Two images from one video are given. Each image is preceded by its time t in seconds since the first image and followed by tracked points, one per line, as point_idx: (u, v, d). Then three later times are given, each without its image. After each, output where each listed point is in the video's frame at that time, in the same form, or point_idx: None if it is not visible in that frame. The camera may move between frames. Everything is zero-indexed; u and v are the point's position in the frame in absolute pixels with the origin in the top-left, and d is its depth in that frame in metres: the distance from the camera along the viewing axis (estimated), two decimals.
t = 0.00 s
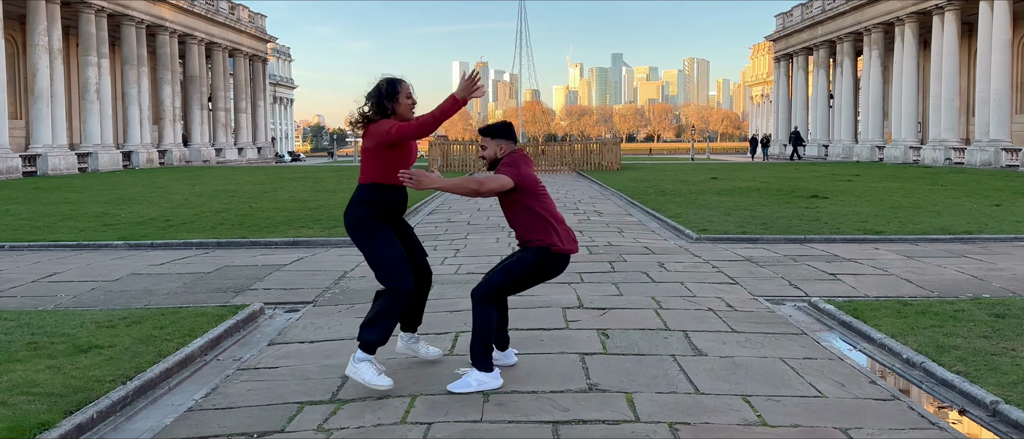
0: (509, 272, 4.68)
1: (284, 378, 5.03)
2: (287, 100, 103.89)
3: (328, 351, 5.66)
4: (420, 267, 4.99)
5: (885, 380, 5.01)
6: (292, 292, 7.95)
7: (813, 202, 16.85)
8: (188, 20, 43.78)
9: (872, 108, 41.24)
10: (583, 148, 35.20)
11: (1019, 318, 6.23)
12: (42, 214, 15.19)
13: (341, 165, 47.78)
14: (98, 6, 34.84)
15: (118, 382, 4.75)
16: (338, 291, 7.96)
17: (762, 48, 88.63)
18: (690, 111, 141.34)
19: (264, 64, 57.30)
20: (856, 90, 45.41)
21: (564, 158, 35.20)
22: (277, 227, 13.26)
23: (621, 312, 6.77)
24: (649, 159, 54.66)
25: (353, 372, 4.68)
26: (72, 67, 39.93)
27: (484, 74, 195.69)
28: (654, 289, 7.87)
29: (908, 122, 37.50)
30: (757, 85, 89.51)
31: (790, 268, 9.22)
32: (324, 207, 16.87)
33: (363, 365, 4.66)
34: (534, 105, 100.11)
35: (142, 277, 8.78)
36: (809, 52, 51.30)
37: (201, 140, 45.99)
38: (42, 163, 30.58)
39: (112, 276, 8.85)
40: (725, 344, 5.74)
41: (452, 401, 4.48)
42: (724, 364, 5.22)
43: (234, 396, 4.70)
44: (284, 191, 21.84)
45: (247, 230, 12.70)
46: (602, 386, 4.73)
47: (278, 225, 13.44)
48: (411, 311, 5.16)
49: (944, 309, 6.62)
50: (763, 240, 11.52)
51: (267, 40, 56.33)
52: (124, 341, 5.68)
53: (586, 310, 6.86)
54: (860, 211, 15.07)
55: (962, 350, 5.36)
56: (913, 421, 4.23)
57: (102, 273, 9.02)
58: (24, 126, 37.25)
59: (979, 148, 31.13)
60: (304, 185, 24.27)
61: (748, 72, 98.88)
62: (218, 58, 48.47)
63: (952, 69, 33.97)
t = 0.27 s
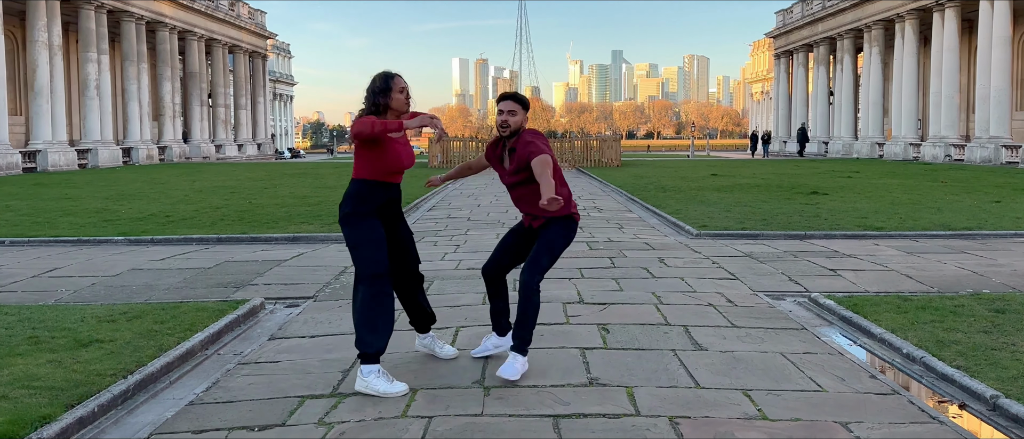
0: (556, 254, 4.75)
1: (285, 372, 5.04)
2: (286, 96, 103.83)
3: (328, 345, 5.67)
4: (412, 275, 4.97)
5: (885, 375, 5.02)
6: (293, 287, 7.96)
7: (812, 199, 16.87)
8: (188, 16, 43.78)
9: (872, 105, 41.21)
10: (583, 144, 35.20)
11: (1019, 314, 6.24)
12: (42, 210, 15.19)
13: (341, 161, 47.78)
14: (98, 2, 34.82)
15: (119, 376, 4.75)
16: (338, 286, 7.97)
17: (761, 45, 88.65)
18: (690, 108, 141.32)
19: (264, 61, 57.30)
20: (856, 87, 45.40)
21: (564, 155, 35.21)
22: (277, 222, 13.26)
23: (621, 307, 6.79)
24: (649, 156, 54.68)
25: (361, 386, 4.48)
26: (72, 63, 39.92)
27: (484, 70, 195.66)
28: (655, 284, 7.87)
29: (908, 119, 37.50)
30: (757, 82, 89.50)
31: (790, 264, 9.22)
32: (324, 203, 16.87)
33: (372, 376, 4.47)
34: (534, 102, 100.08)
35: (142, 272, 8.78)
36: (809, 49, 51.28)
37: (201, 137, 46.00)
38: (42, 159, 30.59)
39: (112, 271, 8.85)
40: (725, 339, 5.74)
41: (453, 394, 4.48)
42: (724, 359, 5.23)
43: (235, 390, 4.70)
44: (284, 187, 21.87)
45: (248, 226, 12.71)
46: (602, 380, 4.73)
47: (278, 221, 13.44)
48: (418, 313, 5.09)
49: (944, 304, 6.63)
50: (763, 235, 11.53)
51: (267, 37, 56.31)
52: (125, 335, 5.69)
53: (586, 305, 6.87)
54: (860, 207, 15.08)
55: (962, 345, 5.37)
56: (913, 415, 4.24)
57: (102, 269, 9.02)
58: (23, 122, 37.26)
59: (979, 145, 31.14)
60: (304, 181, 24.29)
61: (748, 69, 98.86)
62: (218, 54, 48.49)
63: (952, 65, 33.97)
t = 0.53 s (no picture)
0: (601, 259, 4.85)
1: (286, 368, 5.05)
2: (286, 92, 103.72)
3: (329, 341, 5.68)
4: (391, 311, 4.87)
5: (885, 371, 5.03)
6: (293, 283, 7.97)
7: (812, 195, 16.88)
8: (188, 12, 43.73)
9: (873, 101, 41.14)
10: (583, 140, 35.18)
11: (1019, 310, 6.24)
12: (42, 206, 15.19)
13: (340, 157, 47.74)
14: None
15: (120, 373, 4.76)
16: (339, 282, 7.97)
17: (761, 41, 88.55)
18: (690, 104, 141.22)
19: (264, 56, 57.23)
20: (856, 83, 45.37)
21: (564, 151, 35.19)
22: (278, 218, 13.27)
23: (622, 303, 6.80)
24: (649, 152, 54.66)
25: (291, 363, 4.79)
26: (71, 58, 39.89)
27: (484, 66, 195.46)
28: (655, 281, 7.88)
29: (908, 115, 37.47)
30: (757, 78, 89.42)
31: (790, 261, 9.22)
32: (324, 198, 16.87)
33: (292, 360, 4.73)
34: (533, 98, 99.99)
35: (143, 268, 8.79)
36: (809, 45, 51.23)
37: (200, 132, 45.97)
38: (42, 154, 30.59)
39: (112, 267, 8.85)
40: (726, 336, 5.75)
41: (453, 391, 4.49)
42: (724, 355, 5.23)
43: (236, 386, 4.71)
44: (284, 183, 21.86)
45: (248, 222, 12.72)
46: (601, 376, 4.74)
47: (279, 217, 13.45)
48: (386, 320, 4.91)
49: (944, 301, 6.64)
50: (763, 232, 11.54)
51: (266, 32, 56.25)
52: (126, 332, 5.69)
53: (586, 301, 6.88)
54: (860, 204, 15.09)
55: (962, 342, 5.38)
56: (912, 411, 4.25)
57: (103, 264, 9.03)
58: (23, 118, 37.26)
59: (979, 141, 31.12)
60: (304, 177, 24.28)
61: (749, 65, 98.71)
62: (218, 49, 48.46)
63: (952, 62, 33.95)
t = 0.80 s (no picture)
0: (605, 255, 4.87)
1: (287, 364, 5.05)
2: (285, 86, 103.58)
3: (329, 338, 5.68)
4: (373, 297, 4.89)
5: (885, 368, 5.03)
6: (293, 279, 7.97)
7: (812, 191, 16.87)
8: (187, 6, 43.64)
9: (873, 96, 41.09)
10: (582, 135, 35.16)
11: (1018, 307, 6.25)
12: (42, 201, 15.19)
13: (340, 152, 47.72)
14: None
15: (121, 369, 4.76)
16: (339, 278, 7.97)
17: (762, 36, 88.45)
18: (690, 100, 141.13)
19: (263, 51, 57.16)
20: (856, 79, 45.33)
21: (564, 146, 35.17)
22: (278, 214, 13.27)
23: (622, 300, 6.80)
24: (648, 147, 54.65)
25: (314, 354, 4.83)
26: (70, 53, 39.86)
27: (484, 61, 195.22)
28: (655, 277, 7.89)
29: (908, 111, 37.46)
30: (757, 73, 89.39)
31: (790, 257, 9.23)
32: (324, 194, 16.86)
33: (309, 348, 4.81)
34: (533, 93, 99.90)
35: (143, 264, 8.80)
36: (810, 40, 51.18)
37: (200, 127, 45.95)
38: (42, 149, 30.58)
39: (113, 263, 8.86)
40: (725, 332, 5.75)
41: (454, 388, 4.49)
42: (724, 352, 5.24)
43: (236, 383, 4.71)
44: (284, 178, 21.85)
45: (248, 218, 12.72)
46: (601, 373, 4.74)
47: (279, 213, 13.44)
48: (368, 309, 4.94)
49: (944, 298, 6.65)
50: (763, 228, 11.53)
51: (266, 27, 56.17)
52: (126, 328, 5.69)
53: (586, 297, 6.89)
54: (859, 200, 15.09)
55: (962, 339, 5.38)
56: (912, 409, 4.25)
57: (103, 260, 9.03)
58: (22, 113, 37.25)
59: (979, 137, 31.13)
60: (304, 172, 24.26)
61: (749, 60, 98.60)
62: (217, 44, 48.41)
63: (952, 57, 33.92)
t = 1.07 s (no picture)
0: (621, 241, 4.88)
1: (287, 361, 5.05)
2: (283, 81, 103.37)
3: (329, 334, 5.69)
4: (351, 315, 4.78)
5: (883, 365, 5.04)
6: (293, 275, 7.98)
7: (812, 187, 16.87)
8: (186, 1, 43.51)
9: (873, 92, 41.05)
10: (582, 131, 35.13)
11: (1017, 303, 6.26)
12: (41, 196, 15.18)
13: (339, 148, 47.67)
14: None
15: (120, 365, 4.76)
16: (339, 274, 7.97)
17: (761, 31, 88.29)
18: (690, 95, 140.97)
19: (262, 46, 57.03)
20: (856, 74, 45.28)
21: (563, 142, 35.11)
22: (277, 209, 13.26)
23: (621, 296, 6.80)
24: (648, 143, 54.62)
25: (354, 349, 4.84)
26: (69, 48, 39.81)
27: (484, 56, 194.92)
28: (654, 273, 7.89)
29: (907, 106, 37.41)
30: (757, 68, 89.26)
31: (789, 253, 9.23)
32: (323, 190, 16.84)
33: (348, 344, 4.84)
34: (532, 88, 99.76)
35: (142, 260, 8.79)
36: (810, 36, 51.08)
37: (199, 122, 45.91)
38: (40, 144, 30.53)
39: (112, 259, 8.86)
40: (725, 329, 5.76)
41: (453, 385, 4.50)
42: (724, 348, 5.25)
43: (236, 379, 4.72)
44: (283, 173, 21.83)
45: (248, 213, 12.71)
46: (601, 370, 4.75)
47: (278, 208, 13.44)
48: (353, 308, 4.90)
49: (943, 294, 6.66)
50: (762, 224, 11.53)
51: (264, 22, 56.05)
52: (126, 324, 5.69)
53: (586, 294, 6.89)
54: (859, 196, 15.09)
55: (961, 335, 5.39)
56: (911, 405, 4.26)
57: (103, 256, 9.03)
58: (21, 108, 37.22)
59: (978, 132, 31.11)
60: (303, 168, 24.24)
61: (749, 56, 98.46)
62: (216, 39, 48.33)
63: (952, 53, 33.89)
